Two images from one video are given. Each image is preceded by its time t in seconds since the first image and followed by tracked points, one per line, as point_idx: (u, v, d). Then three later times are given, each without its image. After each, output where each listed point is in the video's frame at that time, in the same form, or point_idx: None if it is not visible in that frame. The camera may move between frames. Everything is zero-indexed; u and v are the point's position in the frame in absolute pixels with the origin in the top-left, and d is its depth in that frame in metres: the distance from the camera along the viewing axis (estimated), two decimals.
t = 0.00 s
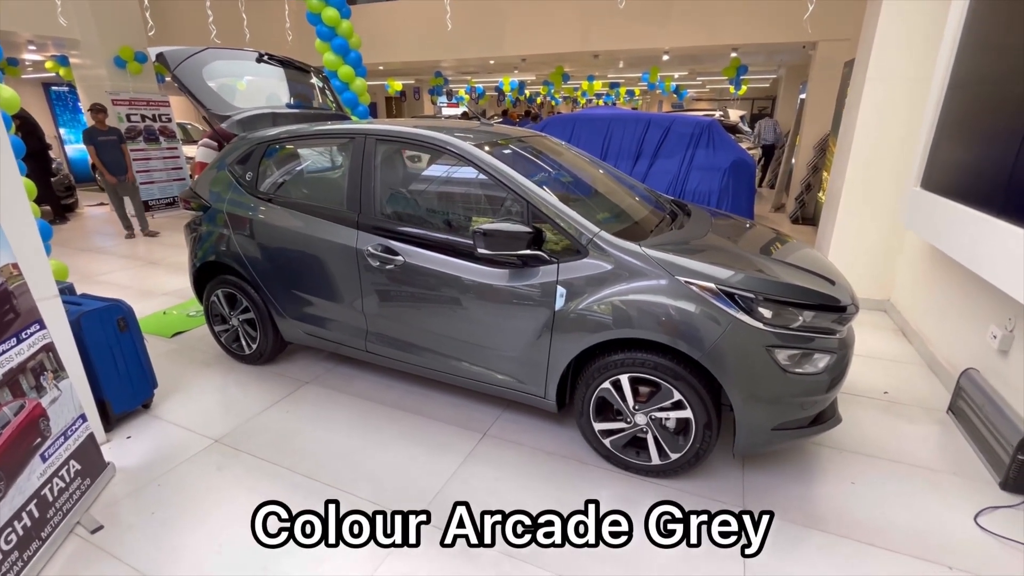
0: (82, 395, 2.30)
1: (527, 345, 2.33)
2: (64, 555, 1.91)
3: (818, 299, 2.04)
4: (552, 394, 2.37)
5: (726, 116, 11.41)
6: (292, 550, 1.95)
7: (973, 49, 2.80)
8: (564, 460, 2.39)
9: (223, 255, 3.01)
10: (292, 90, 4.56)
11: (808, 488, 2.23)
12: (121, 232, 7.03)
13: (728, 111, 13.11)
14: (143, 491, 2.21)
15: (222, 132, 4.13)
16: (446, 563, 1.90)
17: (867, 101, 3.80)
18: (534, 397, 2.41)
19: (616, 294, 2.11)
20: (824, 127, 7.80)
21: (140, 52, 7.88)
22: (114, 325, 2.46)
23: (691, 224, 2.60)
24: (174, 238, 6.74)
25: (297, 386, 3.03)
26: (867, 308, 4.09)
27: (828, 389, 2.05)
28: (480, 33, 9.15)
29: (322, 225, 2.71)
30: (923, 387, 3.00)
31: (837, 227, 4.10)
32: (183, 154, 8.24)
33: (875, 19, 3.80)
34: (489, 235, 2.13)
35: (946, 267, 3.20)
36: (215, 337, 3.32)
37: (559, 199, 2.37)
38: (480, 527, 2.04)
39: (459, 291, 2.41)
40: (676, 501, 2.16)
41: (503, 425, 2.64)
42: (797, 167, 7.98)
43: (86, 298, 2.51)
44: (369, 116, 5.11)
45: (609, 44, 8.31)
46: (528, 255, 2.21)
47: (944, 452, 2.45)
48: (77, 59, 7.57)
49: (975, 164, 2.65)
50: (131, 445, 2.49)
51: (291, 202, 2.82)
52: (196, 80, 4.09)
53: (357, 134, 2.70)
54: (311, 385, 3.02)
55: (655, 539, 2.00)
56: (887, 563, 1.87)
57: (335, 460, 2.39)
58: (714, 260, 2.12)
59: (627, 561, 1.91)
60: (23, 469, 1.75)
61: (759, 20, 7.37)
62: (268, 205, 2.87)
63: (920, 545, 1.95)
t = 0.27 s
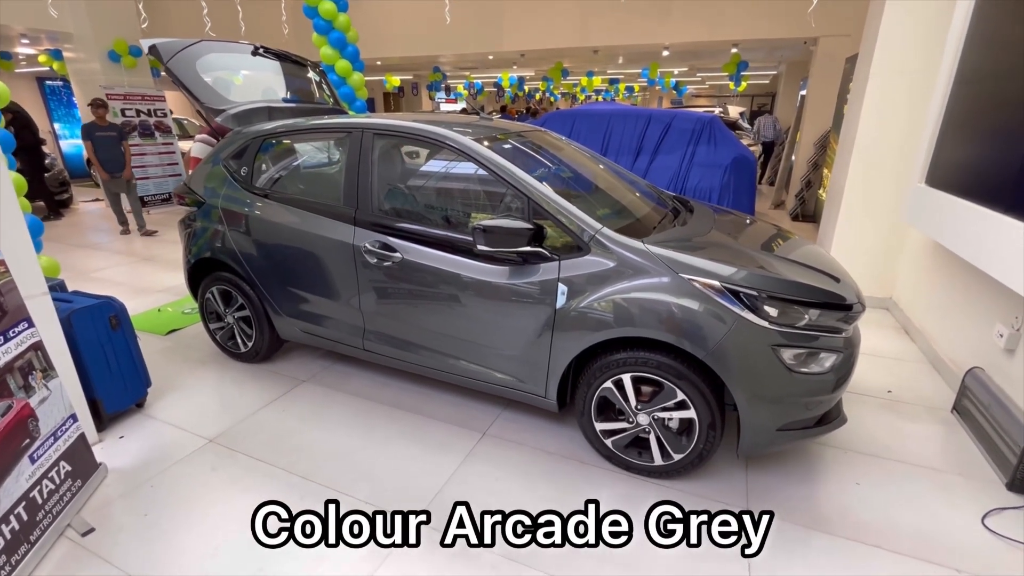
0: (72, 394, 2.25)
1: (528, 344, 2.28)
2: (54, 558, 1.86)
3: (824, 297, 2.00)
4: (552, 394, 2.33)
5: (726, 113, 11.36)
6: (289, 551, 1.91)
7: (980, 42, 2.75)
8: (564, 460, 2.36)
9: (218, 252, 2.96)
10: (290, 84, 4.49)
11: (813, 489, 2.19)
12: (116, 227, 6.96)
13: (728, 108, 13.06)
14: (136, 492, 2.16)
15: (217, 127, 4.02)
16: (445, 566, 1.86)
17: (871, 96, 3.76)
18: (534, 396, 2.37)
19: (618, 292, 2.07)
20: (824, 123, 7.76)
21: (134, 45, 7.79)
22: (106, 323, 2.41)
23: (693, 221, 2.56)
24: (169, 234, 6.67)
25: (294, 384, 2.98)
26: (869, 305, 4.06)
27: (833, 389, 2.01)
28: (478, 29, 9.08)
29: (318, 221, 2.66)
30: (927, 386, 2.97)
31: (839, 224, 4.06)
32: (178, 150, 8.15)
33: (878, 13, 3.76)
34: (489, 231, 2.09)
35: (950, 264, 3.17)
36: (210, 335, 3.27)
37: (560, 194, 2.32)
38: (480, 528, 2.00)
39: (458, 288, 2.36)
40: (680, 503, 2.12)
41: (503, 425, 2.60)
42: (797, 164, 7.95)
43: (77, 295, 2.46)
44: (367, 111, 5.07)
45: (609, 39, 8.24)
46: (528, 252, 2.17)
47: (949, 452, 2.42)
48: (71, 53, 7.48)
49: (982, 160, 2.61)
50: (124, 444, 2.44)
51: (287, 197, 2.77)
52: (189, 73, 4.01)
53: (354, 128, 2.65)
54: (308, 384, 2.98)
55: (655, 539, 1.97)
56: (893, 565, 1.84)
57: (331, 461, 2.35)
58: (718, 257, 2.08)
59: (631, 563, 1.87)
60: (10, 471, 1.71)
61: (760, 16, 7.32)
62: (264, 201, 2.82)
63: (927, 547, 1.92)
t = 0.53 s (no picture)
0: (57, 398, 2.18)
1: (529, 347, 2.22)
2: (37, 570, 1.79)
3: (834, 299, 1.94)
4: (554, 398, 2.27)
5: (725, 111, 11.31)
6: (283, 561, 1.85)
7: (989, 39, 2.70)
8: (566, 466, 2.30)
9: (210, 251, 2.88)
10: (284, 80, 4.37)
11: (821, 496, 2.14)
12: (108, 225, 6.86)
13: (726, 106, 13.00)
14: (123, 500, 2.09)
15: (209, 122, 3.94)
16: None
17: (875, 94, 3.70)
18: (535, 401, 2.31)
19: (622, 294, 2.01)
20: (824, 122, 7.71)
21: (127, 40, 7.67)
22: (94, 325, 2.34)
23: (698, 221, 2.50)
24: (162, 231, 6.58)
25: (288, 386, 2.91)
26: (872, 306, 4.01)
27: (843, 394, 1.96)
28: (476, 25, 8.99)
29: (313, 220, 2.59)
30: (933, 389, 2.93)
31: (842, 224, 4.01)
32: (172, 146, 8.03)
33: (884, 9, 3.70)
34: (490, 231, 2.02)
35: (956, 265, 3.12)
36: (203, 336, 3.19)
37: (562, 193, 2.25)
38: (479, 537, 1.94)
39: (457, 289, 2.29)
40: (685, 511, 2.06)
41: (503, 429, 2.54)
42: (797, 163, 7.90)
43: (63, 295, 2.38)
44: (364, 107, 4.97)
45: (608, 36, 8.18)
46: (530, 252, 2.11)
47: (958, 457, 2.37)
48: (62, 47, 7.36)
49: (991, 159, 2.56)
50: (111, 450, 2.37)
51: (281, 195, 2.69)
52: (180, 67, 3.94)
53: (350, 124, 2.57)
54: (302, 386, 2.91)
55: (655, 539, 1.95)
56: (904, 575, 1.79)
57: (326, 466, 2.28)
58: (726, 258, 2.02)
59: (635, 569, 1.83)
60: None
61: (760, 13, 7.26)
62: (257, 199, 2.74)
63: (938, 556, 1.87)
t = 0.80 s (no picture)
0: (43, 404, 2.11)
1: (531, 352, 2.17)
2: None
3: (845, 305, 1.89)
4: (557, 405, 2.21)
5: (725, 112, 11.27)
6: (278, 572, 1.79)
7: (999, 38, 2.65)
8: (569, 474, 2.24)
9: (204, 252, 2.82)
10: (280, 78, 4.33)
11: (830, 506, 2.09)
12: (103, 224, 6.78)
13: (726, 106, 12.96)
14: (112, 509, 2.03)
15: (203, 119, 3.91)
16: None
17: (881, 95, 3.66)
18: (537, 407, 2.26)
19: (628, 299, 1.96)
20: (826, 122, 7.67)
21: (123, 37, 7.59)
22: (83, 328, 2.28)
23: (704, 223, 2.45)
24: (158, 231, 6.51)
25: (284, 391, 2.85)
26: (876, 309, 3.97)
27: (854, 402, 1.91)
28: (476, 23, 8.92)
29: (309, 221, 2.53)
30: (940, 394, 2.88)
31: (846, 226, 3.96)
32: (168, 144, 7.93)
33: (889, 9, 3.66)
34: (491, 233, 1.97)
35: (963, 268, 3.08)
36: (197, 339, 3.13)
37: (565, 194, 2.20)
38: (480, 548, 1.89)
39: (458, 292, 2.23)
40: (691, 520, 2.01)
41: (503, 435, 2.49)
42: (798, 164, 7.86)
43: (52, 298, 2.33)
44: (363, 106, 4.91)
45: (608, 36, 8.13)
46: (532, 255, 2.05)
47: (968, 466, 2.32)
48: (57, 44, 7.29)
49: (1001, 161, 2.52)
50: (101, 457, 2.31)
51: (278, 195, 2.63)
52: (174, 63, 3.87)
53: (348, 123, 2.51)
54: (298, 391, 2.85)
55: (655, 540, 1.94)
56: None
57: (322, 474, 2.22)
58: (734, 262, 1.96)
59: None
60: None
61: (762, 13, 7.22)
62: (253, 199, 2.68)
63: (951, 568, 1.82)
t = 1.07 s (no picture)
0: (38, 407, 2.09)
1: (530, 356, 2.14)
2: None
3: (848, 310, 1.87)
4: (557, 409, 2.19)
5: (727, 113, 11.25)
6: None
7: (1004, 40, 2.63)
8: (569, 479, 2.22)
9: (202, 253, 2.80)
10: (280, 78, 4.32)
11: (832, 513, 2.07)
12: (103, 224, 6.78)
13: (728, 108, 12.94)
14: (107, 514, 2.01)
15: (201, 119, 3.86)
16: None
17: (884, 96, 3.63)
18: (537, 411, 2.23)
19: (629, 302, 1.93)
20: (828, 124, 7.64)
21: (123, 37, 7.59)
22: (79, 330, 2.25)
23: (706, 226, 2.42)
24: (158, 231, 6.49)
25: (282, 393, 2.83)
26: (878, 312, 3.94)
27: (857, 408, 1.88)
28: (477, 24, 8.91)
29: (308, 222, 2.51)
30: (944, 399, 2.85)
31: (849, 229, 3.94)
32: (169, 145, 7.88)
33: (892, 10, 3.63)
34: (491, 236, 1.94)
35: (967, 272, 3.05)
36: (195, 340, 3.11)
37: (566, 196, 2.18)
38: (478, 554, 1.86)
39: (458, 295, 2.21)
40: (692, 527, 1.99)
41: (503, 439, 2.46)
42: (800, 165, 7.83)
43: (48, 299, 2.31)
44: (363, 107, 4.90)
45: (609, 37, 8.12)
46: (531, 258, 2.03)
47: (973, 472, 2.30)
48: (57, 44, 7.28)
49: (1006, 164, 2.49)
50: (97, 460, 2.29)
51: (276, 196, 2.61)
52: (172, 63, 3.84)
53: (347, 124, 2.50)
54: (297, 393, 2.82)
55: (655, 540, 1.94)
56: None
57: (319, 478, 2.20)
58: (736, 266, 1.94)
59: None
60: None
61: (764, 14, 7.20)
62: (252, 200, 2.66)
63: None
